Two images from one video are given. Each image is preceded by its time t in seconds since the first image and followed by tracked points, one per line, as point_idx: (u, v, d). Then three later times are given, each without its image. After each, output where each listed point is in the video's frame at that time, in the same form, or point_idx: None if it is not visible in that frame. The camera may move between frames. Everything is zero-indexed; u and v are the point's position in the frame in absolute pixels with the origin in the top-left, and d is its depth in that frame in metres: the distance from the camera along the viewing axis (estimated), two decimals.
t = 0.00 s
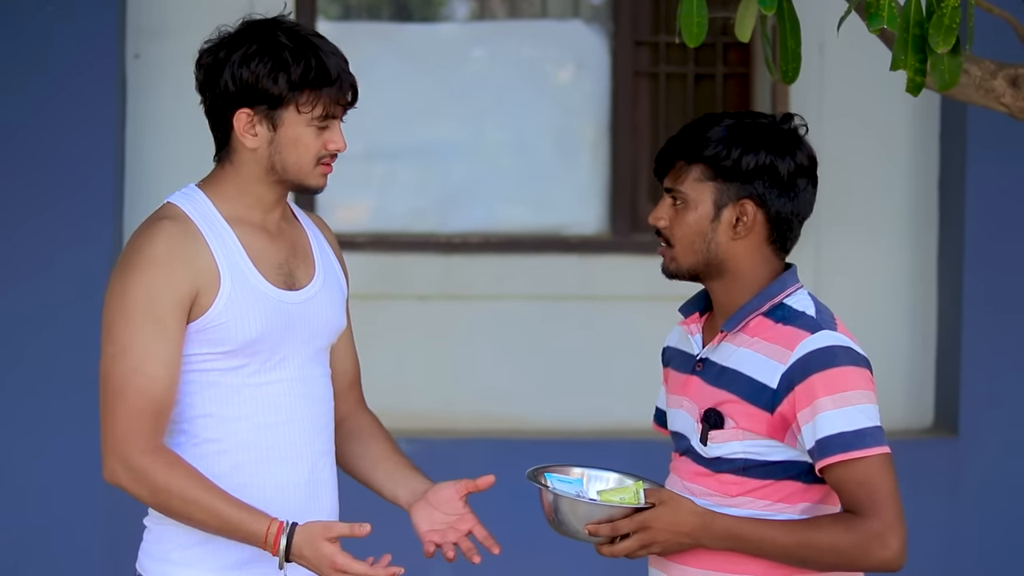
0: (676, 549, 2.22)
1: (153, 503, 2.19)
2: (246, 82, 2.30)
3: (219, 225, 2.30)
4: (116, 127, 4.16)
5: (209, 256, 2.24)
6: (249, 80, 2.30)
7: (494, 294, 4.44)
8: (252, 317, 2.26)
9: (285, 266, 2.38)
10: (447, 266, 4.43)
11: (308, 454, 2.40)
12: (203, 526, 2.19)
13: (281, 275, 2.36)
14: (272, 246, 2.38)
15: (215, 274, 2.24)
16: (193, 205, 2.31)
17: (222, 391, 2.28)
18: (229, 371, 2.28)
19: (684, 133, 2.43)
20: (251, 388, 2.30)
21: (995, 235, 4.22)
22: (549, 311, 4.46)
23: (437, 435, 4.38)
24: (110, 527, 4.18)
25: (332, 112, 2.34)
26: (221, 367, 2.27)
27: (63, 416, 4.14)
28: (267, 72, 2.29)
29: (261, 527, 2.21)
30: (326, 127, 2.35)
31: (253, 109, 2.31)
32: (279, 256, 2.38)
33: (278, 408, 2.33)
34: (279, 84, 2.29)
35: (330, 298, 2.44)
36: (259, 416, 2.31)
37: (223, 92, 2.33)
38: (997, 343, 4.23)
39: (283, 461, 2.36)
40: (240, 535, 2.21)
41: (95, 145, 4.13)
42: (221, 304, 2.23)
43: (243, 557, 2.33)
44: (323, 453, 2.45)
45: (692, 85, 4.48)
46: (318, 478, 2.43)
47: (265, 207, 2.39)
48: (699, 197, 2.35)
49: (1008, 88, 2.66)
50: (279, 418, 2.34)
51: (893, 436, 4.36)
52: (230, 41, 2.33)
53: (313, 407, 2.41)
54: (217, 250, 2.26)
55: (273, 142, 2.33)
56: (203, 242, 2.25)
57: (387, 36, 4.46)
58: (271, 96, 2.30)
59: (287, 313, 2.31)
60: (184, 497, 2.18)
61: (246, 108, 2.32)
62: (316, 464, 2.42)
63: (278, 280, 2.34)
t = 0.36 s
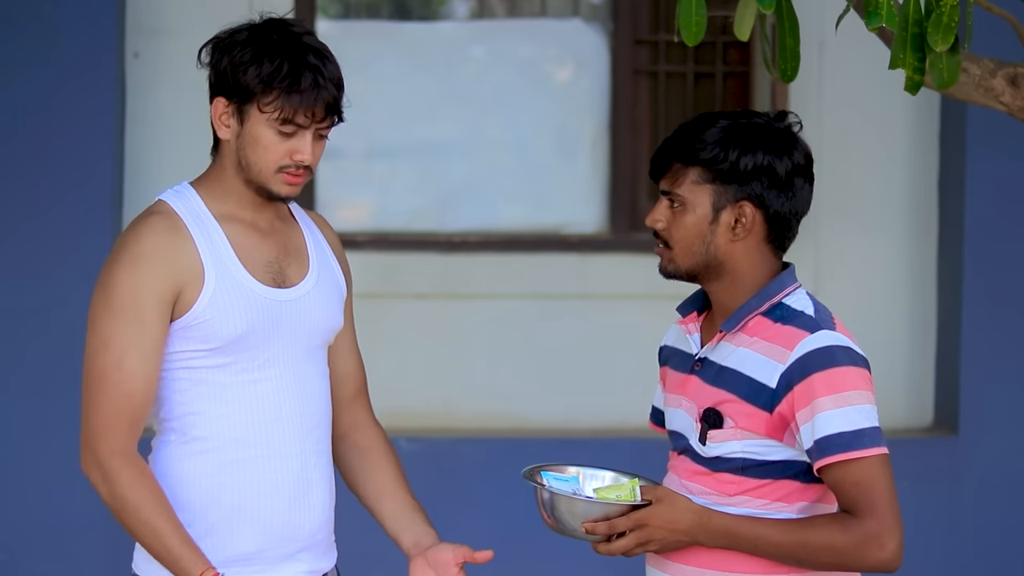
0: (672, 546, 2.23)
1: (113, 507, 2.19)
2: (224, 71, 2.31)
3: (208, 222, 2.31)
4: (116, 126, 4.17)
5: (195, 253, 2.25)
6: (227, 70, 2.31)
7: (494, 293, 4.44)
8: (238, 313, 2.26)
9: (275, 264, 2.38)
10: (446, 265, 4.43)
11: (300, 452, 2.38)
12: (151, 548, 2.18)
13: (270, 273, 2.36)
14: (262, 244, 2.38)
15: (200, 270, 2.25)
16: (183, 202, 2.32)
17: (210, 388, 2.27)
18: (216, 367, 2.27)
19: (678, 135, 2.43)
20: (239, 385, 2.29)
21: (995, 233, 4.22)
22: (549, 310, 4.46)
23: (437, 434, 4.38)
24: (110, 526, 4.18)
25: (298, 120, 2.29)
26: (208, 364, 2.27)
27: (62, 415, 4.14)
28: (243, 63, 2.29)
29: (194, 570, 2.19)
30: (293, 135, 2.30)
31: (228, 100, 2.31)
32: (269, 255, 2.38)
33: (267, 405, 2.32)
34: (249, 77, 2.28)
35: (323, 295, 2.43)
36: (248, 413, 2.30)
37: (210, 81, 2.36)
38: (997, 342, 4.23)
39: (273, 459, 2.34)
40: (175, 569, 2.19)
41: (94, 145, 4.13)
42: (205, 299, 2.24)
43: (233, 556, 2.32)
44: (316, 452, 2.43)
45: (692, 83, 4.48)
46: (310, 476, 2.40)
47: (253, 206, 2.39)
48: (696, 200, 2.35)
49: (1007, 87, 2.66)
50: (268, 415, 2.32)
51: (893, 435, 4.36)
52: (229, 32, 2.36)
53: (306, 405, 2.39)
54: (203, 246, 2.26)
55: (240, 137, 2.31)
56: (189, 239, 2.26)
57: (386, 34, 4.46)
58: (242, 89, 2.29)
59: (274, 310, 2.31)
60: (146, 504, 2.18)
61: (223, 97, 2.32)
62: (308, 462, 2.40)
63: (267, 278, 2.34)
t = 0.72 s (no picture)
0: (674, 549, 2.23)
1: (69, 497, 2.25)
2: (235, 75, 2.35)
3: (218, 226, 2.33)
4: (118, 128, 4.17)
5: (200, 256, 2.28)
6: (237, 77, 2.34)
7: (496, 296, 4.45)
8: (239, 314, 2.27)
9: (287, 269, 2.37)
10: (448, 267, 4.43)
11: (309, 457, 2.35)
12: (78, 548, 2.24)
13: (280, 277, 2.35)
14: (273, 249, 2.38)
15: (203, 272, 2.27)
16: (198, 207, 2.35)
17: (215, 391, 2.28)
18: (220, 368, 2.28)
19: (678, 142, 2.43)
20: (245, 387, 2.29)
21: (996, 236, 4.22)
22: (550, 313, 4.47)
23: (438, 436, 4.38)
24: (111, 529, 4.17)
25: (304, 120, 2.29)
26: (212, 365, 2.28)
27: (63, 417, 4.14)
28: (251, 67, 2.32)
29: None
30: (302, 136, 2.30)
31: (240, 105, 2.34)
32: (281, 259, 2.37)
33: (273, 407, 2.31)
34: (257, 80, 2.30)
35: (339, 300, 2.40)
36: (253, 414, 2.30)
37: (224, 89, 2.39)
38: (997, 345, 4.23)
39: (280, 461, 2.32)
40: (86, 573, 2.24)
41: (96, 146, 4.13)
42: (207, 300, 2.26)
43: (238, 558, 2.30)
44: (331, 457, 2.39)
45: (693, 87, 4.48)
46: (321, 482, 2.36)
47: (268, 212, 2.39)
48: (698, 206, 2.36)
49: (1009, 91, 2.67)
50: (274, 418, 2.31)
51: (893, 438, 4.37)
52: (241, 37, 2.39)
53: (317, 409, 2.36)
54: (208, 249, 2.29)
55: (252, 141, 2.33)
56: (196, 241, 2.29)
57: (388, 37, 4.46)
58: (250, 93, 2.31)
59: (279, 313, 2.30)
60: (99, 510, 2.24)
61: (235, 104, 2.35)
62: (318, 467, 2.36)
63: (275, 281, 2.34)
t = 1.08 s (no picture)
0: (672, 546, 2.24)
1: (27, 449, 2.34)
2: (280, 88, 2.45)
3: (241, 224, 2.44)
4: (118, 127, 4.17)
5: (220, 252, 2.38)
6: (283, 86, 2.44)
7: (495, 295, 4.45)
8: (255, 311, 2.36)
9: (306, 269, 2.46)
10: (447, 266, 4.44)
11: (321, 456, 2.42)
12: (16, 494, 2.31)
13: (298, 277, 2.44)
14: (295, 249, 2.47)
15: (222, 269, 2.38)
16: (224, 204, 2.46)
17: (231, 384, 2.37)
18: (235, 364, 2.37)
19: (676, 143, 2.44)
20: (259, 382, 2.38)
21: (994, 235, 4.24)
22: (550, 312, 4.48)
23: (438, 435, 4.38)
24: (110, 528, 4.17)
25: (364, 119, 2.43)
26: (228, 361, 2.37)
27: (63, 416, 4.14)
28: (298, 77, 2.43)
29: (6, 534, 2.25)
30: (360, 135, 2.44)
31: (288, 113, 2.45)
32: (300, 260, 2.47)
33: (286, 404, 2.39)
34: (310, 89, 2.42)
35: (356, 302, 2.48)
36: (266, 410, 2.38)
37: (262, 99, 2.48)
38: (996, 344, 4.25)
39: (291, 458, 2.40)
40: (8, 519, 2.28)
41: (97, 145, 4.14)
42: (224, 296, 2.36)
43: (248, 552, 2.38)
44: (343, 457, 2.46)
45: (692, 86, 4.50)
46: (332, 481, 2.43)
47: (305, 214, 2.50)
48: (695, 207, 2.36)
49: (1008, 91, 2.69)
50: (286, 414, 2.39)
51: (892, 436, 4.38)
52: (274, 48, 2.49)
53: (330, 408, 2.43)
54: (228, 246, 2.39)
55: (306, 147, 2.44)
56: (216, 238, 2.40)
57: (387, 37, 4.47)
58: (304, 100, 2.42)
59: (295, 311, 2.39)
60: (48, 473, 2.31)
61: (282, 112, 2.46)
62: (329, 467, 2.43)
63: (293, 281, 2.43)
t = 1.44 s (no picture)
0: (678, 538, 2.24)
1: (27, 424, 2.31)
2: (303, 82, 2.45)
3: (257, 215, 2.44)
4: (122, 122, 4.18)
5: (237, 243, 2.39)
6: (307, 80, 2.45)
7: (497, 289, 4.45)
8: (272, 303, 2.37)
9: (321, 263, 2.47)
10: (450, 260, 4.44)
11: (334, 449, 2.43)
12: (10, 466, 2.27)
13: (314, 271, 2.45)
14: (309, 243, 2.47)
15: (239, 260, 2.38)
16: (239, 195, 2.46)
17: (246, 376, 2.38)
18: (251, 355, 2.38)
19: (682, 134, 2.45)
20: (275, 375, 2.38)
21: (996, 230, 4.24)
22: (552, 306, 4.48)
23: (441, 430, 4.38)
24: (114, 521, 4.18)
25: (387, 111, 2.46)
26: (244, 352, 2.38)
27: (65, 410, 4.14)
28: (322, 71, 2.43)
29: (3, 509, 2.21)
30: (381, 127, 2.46)
31: (310, 106, 2.46)
32: (315, 253, 2.47)
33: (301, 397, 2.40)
34: (334, 83, 2.43)
35: (370, 297, 2.50)
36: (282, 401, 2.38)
37: (283, 92, 2.48)
38: (998, 340, 4.25)
39: (306, 450, 2.40)
40: None
41: (100, 139, 4.14)
42: (241, 288, 2.36)
43: (262, 544, 2.38)
44: (355, 449, 2.47)
45: (695, 80, 4.50)
46: (344, 473, 2.44)
47: (318, 206, 2.51)
48: (699, 198, 2.37)
49: (1011, 84, 2.68)
50: (302, 407, 2.40)
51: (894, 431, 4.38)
52: (296, 43, 2.49)
53: (344, 401, 2.44)
54: (245, 237, 2.39)
55: (327, 140, 2.45)
56: (233, 229, 2.40)
57: (390, 31, 4.47)
58: (328, 93, 2.43)
59: (312, 304, 2.40)
60: (47, 449, 2.28)
61: (304, 105, 2.46)
62: (342, 459, 2.44)
63: (310, 274, 2.43)
